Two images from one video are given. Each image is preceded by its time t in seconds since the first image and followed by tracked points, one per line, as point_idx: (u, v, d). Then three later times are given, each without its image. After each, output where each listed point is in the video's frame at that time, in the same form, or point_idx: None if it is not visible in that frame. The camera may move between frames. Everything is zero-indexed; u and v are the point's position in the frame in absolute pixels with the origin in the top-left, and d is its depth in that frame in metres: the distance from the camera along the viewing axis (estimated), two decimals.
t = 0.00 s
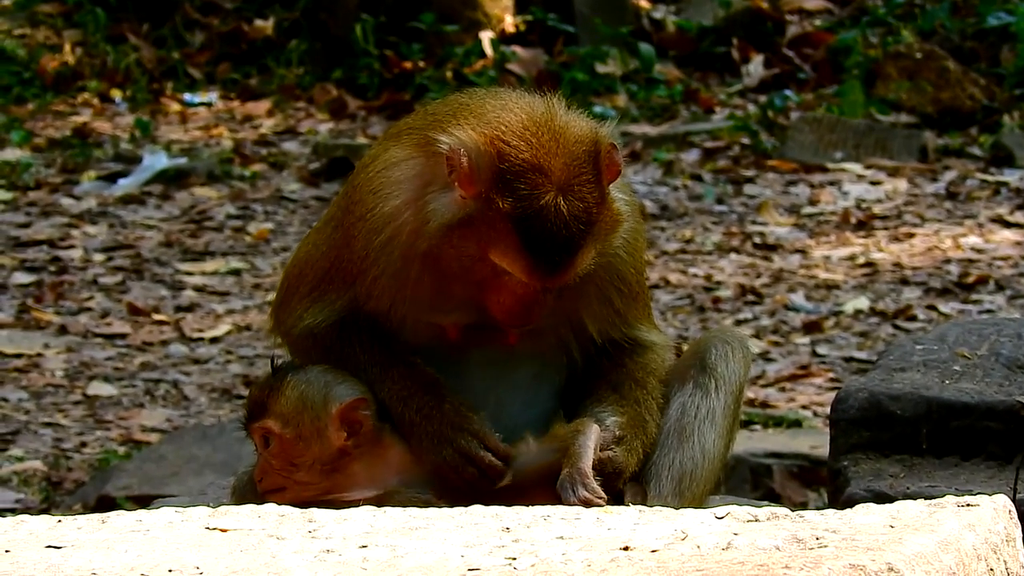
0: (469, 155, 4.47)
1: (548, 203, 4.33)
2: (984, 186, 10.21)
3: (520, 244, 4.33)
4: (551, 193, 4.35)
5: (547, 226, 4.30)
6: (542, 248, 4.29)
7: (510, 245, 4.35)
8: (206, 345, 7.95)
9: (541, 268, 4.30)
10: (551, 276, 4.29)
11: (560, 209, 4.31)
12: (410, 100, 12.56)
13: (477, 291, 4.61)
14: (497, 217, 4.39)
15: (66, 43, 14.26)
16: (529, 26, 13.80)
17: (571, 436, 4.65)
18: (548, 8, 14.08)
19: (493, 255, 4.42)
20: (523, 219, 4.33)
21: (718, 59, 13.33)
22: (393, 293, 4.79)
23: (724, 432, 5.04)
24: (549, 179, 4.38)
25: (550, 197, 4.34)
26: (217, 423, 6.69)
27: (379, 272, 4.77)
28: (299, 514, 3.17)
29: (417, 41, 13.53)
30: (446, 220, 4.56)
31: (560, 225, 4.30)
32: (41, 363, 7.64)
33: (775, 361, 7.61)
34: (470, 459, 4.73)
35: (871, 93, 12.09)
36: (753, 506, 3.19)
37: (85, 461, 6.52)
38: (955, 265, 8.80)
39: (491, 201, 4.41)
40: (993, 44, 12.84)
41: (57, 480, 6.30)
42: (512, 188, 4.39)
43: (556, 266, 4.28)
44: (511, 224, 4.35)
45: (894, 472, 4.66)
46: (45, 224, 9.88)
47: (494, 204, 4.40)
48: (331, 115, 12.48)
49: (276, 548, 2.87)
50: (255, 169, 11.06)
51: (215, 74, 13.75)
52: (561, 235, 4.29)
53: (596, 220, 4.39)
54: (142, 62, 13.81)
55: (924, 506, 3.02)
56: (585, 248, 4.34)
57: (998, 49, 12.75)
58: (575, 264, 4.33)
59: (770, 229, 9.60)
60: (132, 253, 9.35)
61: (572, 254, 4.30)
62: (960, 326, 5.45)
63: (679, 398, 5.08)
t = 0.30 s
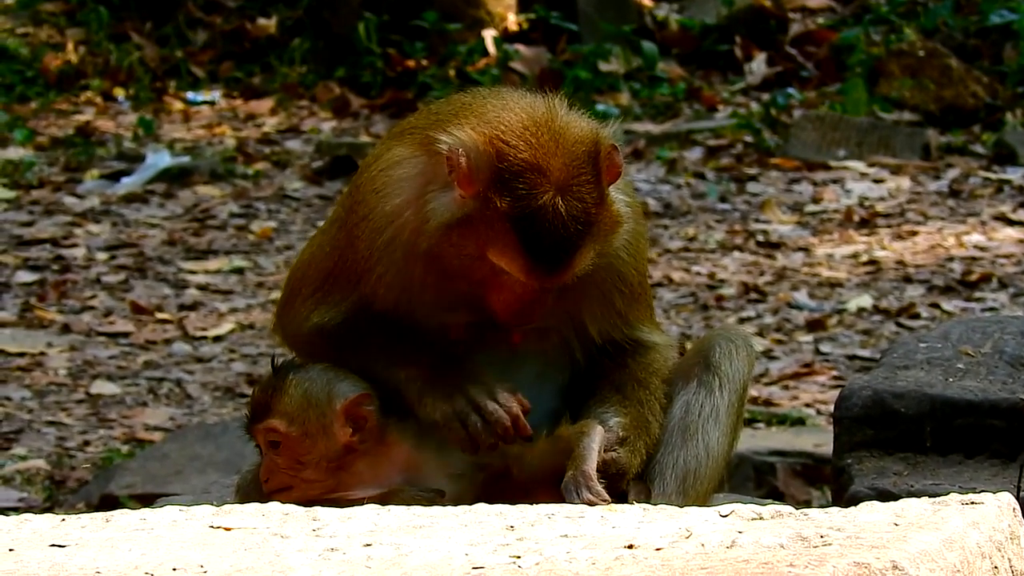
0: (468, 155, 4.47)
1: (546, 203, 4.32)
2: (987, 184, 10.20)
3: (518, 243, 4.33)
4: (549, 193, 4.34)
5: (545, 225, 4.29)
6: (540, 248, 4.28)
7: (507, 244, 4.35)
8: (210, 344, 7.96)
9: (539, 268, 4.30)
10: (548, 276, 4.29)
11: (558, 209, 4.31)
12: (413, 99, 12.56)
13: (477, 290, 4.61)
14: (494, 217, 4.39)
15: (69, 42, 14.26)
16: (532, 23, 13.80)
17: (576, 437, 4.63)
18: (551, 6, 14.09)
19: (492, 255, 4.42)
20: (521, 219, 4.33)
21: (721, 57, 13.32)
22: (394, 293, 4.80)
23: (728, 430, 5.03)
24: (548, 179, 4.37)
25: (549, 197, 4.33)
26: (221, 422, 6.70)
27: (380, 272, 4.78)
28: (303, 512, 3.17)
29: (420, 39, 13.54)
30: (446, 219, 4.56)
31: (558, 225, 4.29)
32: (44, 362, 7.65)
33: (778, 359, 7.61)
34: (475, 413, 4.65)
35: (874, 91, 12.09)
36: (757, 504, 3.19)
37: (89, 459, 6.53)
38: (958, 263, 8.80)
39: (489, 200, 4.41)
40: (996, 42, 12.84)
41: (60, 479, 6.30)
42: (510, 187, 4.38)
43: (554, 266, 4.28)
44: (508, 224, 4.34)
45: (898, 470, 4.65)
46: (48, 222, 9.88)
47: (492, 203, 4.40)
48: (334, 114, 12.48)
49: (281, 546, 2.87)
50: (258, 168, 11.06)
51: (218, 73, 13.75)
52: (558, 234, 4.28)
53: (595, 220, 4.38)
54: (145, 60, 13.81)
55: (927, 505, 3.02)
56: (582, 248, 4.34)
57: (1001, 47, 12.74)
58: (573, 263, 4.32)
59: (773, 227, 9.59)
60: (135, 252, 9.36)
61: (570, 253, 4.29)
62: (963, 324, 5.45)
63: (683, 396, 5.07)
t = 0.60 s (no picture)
0: (452, 151, 4.48)
1: (529, 200, 4.33)
2: (972, 187, 10.24)
3: (501, 241, 4.34)
4: (532, 189, 4.35)
5: (527, 223, 4.31)
6: (522, 246, 4.30)
7: (490, 240, 4.36)
8: (194, 340, 7.96)
9: (521, 265, 4.31)
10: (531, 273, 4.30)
11: (540, 207, 4.32)
12: (400, 96, 12.56)
13: (461, 287, 4.63)
14: (478, 213, 4.40)
15: (54, 36, 14.22)
16: (520, 22, 13.80)
17: (561, 432, 4.68)
18: (538, 5, 14.12)
19: (474, 251, 4.43)
20: (503, 215, 4.34)
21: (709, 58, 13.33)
22: (381, 289, 4.82)
23: (714, 431, 5.06)
24: (531, 176, 4.38)
25: (531, 193, 4.34)
26: (205, 418, 6.70)
27: (366, 268, 4.80)
28: (286, 510, 3.18)
29: (407, 37, 13.54)
30: (430, 214, 4.57)
31: (540, 222, 4.30)
32: (26, 357, 7.64)
33: (763, 360, 7.63)
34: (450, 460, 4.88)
35: (861, 93, 12.12)
36: (740, 504, 3.20)
37: (71, 455, 6.52)
38: (942, 265, 8.83)
39: (473, 196, 4.42)
40: (982, 45, 12.89)
41: (42, 474, 6.30)
42: (493, 182, 4.38)
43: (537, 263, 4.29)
44: (491, 220, 4.36)
45: (881, 471, 4.68)
46: (31, 217, 9.87)
47: (475, 199, 4.41)
48: (320, 110, 12.47)
49: (263, 545, 2.88)
50: (244, 164, 11.05)
51: (204, 69, 13.72)
52: (541, 233, 4.30)
53: (577, 219, 4.39)
54: (130, 55, 13.77)
55: (910, 505, 3.04)
56: (564, 245, 4.35)
57: (987, 50, 12.79)
58: (555, 261, 4.33)
59: (759, 227, 9.61)
60: (119, 247, 9.35)
61: (552, 250, 4.31)
62: (947, 326, 5.47)
63: (669, 397, 5.10)
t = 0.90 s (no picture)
0: (408, 151, 4.46)
1: (485, 200, 4.32)
2: (931, 187, 10.28)
3: (457, 242, 4.33)
4: (489, 190, 4.33)
5: (484, 224, 4.29)
6: (479, 246, 4.29)
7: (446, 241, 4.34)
8: (153, 340, 7.89)
9: (478, 265, 4.31)
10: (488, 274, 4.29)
11: (497, 207, 4.31)
12: (360, 96, 12.51)
13: (417, 286, 4.61)
14: (434, 214, 4.38)
15: (13, 37, 14.09)
16: (479, 23, 13.80)
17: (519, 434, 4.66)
18: (498, 6, 14.13)
19: (431, 251, 4.42)
20: (460, 216, 4.32)
21: (668, 59, 13.34)
22: (337, 289, 4.79)
23: (672, 430, 5.06)
24: (487, 176, 4.36)
25: (487, 194, 4.32)
26: (164, 418, 6.64)
27: (323, 268, 4.76)
28: (244, 508, 3.15)
29: (367, 38, 13.51)
30: (386, 214, 4.54)
31: (496, 223, 4.29)
32: None
33: (722, 360, 7.64)
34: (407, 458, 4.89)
35: (820, 93, 12.17)
36: (699, 503, 3.20)
37: (31, 455, 6.46)
38: (902, 265, 8.86)
39: (429, 197, 4.40)
40: (941, 45, 12.96)
41: (2, 474, 6.23)
42: (450, 184, 4.36)
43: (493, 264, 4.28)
44: (449, 221, 4.34)
45: (839, 471, 4.69)
46: None
47: (431, 200, 4.39)
48: (280, 110, 12.41)
49: (221, 542, 2.85)
50: (204, 164, 10.99)
51: (164, 69, 13.63)
52: (498, 233, 4.29)
53: (534, 219, 4.38)
54: (90, 55, 13.67)
55: (868, 505, 3.03)
56: (521, 246, 4.34)
57: (946, 50, 12.86)
58: (511, 262, 4.33)
59: (718, 228, 9.62)
60: (79, 247, 9.27)
61: (508, 250, 4.30)
62: (906, 326, 5.49)
63: (626, 397, 5.09)
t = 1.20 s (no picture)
0: (416, 146, 4.46)
1: (492, 199, 4.33)
2: (931, 188, 10.29)
3: (462, 240, 4.34)
4: (496, 189, 4.35)
5: (489, 223, 4.31)
6: (483, 245, 4.31)
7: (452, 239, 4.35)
8: (152, 338, 7.88)
9: (481, 264, 4.32)
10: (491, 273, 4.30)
11: (504, 206, 4.32)
12: (358, 95, 12.50)
13: (419, 283, 4.61)
14: (440, 211, 4.39)
15: (13, 35, 14.07)
16: (477, 22, 13.80)
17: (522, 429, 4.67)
18: (497, 5, 14.16)
19: (434, 248, 4.42)
20: (466, 215, 4.34)
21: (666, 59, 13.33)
22: (340, 285, 4.78)
23: (672, 430, 5.04)
24: (494, 176, 4.38)
25: (494, 194, 4.34)
26: (163, 416, 6.63)
27: (325, 263, 4.75)
28: (248, 505, 3.14)
29: (365, 36, 13.50)
30: (391, 209, 4.53)
31: (503, 222, 4.31)
32: None
33: (720, 360, 7.64)
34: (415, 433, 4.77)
35: (819, 94, 12.18)
36: (703, 502, 3.19)
37: (31, 452, 6.45)
38: (901, 266, 8.86)
39: (435, 194, 4.40)
40: (941, 46, 12.97)
41: (1, 471, 6.22)
42: (457, 182, 4.37)
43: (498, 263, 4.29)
44: (455, 220, 4.35)
45: (841, 470, 4.69)
46: None
47: (438, 197, 4.39)
48: (279, 109, 12.40)
49: (225, 538, 2.84)
50: (202, 162, 10.98)
51: (162, 67, 13.61)
52: (503, 233, 4.30)
53: (539, 220, 4.40)
54: (90, 53, 13.65)
55: (874, 503, 3.03)
56: (526, 246, 4.35)
57: (946, 51, 12.87)
58: (515, 261, 4.34)
59: (717, 228, 9.62)
60: (78, 245, 9.26)
61: (513, 250, 4.31)
62: (907, 326, 5.48)
63: (628, 395, 5.06)
